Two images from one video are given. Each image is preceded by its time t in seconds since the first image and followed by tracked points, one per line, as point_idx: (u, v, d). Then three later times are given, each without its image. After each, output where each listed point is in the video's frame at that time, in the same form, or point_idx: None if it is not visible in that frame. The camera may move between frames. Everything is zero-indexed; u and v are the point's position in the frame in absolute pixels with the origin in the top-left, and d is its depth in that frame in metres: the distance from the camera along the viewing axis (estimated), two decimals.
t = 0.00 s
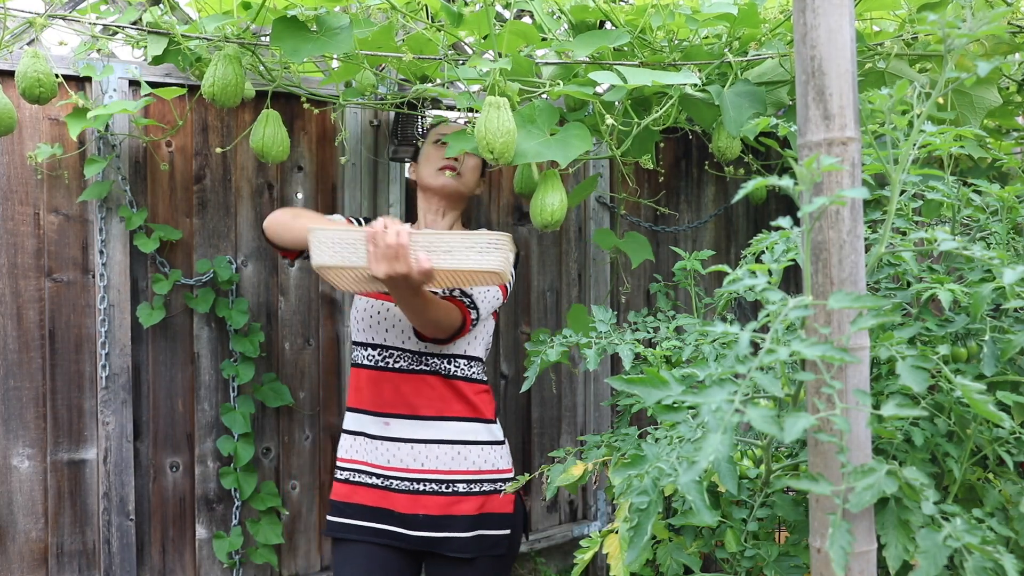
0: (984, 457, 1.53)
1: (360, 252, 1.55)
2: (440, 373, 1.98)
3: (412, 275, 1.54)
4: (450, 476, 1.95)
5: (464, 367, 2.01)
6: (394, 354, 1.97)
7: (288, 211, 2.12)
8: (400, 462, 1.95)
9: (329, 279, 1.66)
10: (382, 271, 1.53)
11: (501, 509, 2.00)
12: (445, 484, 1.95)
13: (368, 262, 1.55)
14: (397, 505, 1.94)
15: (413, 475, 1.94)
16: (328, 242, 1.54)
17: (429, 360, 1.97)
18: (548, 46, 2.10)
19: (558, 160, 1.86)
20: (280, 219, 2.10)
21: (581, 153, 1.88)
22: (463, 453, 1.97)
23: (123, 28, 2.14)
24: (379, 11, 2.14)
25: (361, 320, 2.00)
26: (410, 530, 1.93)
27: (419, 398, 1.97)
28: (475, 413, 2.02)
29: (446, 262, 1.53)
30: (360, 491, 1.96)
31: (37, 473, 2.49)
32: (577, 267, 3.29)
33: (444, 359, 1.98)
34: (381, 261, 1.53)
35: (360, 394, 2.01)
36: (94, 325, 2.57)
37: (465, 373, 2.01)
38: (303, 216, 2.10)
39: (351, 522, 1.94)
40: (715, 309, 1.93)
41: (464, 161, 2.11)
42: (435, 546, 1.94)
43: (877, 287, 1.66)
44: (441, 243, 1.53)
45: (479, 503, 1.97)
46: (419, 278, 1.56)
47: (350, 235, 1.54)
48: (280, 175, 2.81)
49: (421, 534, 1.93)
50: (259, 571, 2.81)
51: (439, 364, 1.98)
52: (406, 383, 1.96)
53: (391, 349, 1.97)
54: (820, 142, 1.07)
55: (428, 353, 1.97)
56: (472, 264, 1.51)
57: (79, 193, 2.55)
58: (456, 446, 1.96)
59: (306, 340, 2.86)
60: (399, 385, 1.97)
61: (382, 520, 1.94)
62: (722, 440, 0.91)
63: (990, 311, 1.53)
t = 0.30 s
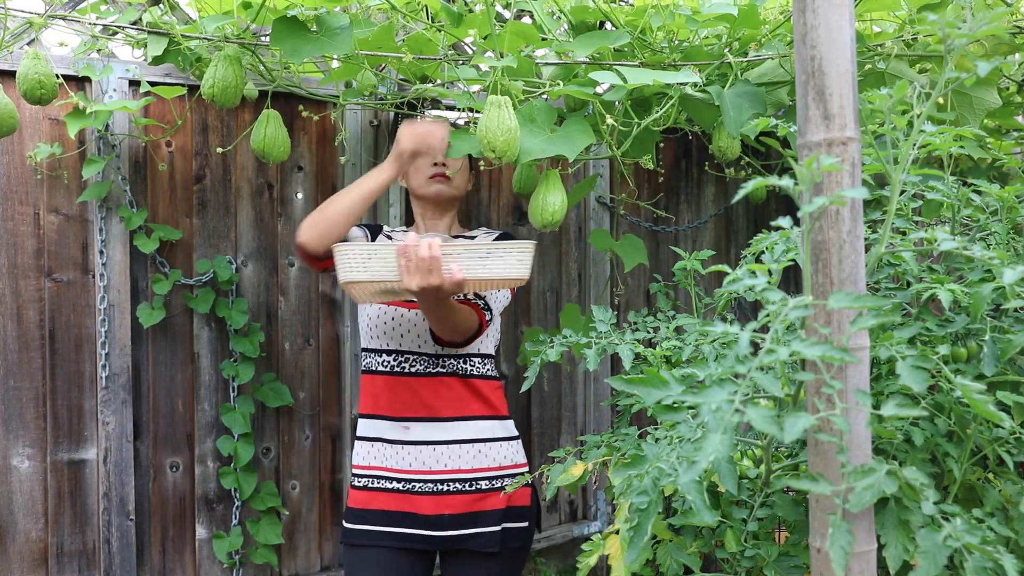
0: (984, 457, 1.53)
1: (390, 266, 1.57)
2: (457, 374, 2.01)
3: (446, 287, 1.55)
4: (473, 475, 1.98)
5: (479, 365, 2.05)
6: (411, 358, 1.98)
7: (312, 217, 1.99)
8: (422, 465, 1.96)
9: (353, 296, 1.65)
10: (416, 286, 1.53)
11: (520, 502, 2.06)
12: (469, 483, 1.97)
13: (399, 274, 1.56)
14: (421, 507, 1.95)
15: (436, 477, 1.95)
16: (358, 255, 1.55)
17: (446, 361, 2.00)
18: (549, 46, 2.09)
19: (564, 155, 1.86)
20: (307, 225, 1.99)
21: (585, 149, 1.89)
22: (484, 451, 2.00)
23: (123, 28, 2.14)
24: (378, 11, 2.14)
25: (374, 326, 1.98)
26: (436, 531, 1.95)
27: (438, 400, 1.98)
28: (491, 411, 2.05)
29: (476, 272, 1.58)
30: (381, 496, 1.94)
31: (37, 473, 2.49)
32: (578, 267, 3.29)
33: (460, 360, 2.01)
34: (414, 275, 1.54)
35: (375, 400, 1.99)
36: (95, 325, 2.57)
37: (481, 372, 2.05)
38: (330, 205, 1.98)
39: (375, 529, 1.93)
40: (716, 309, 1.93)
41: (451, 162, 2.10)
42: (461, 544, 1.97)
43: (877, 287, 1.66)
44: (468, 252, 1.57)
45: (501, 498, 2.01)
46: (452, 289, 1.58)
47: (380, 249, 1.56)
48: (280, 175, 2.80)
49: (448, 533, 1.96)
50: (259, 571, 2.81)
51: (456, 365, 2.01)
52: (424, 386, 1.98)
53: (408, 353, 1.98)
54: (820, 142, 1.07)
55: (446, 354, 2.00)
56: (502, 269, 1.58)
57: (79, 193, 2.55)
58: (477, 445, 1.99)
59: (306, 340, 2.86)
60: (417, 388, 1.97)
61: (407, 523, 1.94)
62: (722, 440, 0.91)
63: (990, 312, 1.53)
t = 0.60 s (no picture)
0: (984, 457, 1.53)
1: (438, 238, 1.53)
2: (464, 372, 2.04)
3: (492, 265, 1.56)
4: (477, 470, 2.00)
5: (484, 364, 2.08)
6: (419, 356, 1.98)
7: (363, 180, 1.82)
8: (427, 461, 1.96)
9: (384, 270, 1.59)
10: (466, 261, 1.50)
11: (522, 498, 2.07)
12: (473, 478, 1.99)
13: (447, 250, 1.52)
14: (425, 502, 1.95)
15: (441, 472, 1.97)
16: (406, 225, 1.49)
17: (454, 359, 2.02)
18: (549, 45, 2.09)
19: (562, 158, 1.86)
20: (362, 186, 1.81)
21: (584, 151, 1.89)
22: (488, 447, 2.02)
23: (123, 28, 2.13)
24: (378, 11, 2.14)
25: (384, 323, 1.97)
26: (439, 525, 1.96)
27: (444, 397, 2.00)
28: (495, 409, 2.08)
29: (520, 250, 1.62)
30: (383, 492, 1.93)
31: (37, 473, 2.49)
32: (578, 267, 3.29)
33: (467, 358, 2.04)
34: (464, 250, 1.51)
35: (380, 396, 1.98)
36: (95, 325, 2.57)
37: (485, 370, 2.08)
38: (379, 164, 1.79)
39: (377, 523, 1.92)
40: (716, 309, 1.93)
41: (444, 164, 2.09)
42: (463, 537, 1.99)
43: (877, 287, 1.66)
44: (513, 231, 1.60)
45: (503, 493, 2.03)
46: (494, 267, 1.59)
47: (427, 221, 1.52)
48: (280, 175, 2.80)
49: (451, 526, 1.97)
50: (259, 571, 2.81)
51: (463, 363, 2.03)
52: (431, 384, 1.99)
53: (416, 351, 1.98)
54: (820, 142, 1.07)
55: (454, 352, 2.02)
56: (538, 250, 1.62)
57: (79, 193, 2.55)
58: (482, 441, 2.02)
59: (306, 340, 2.86)
60: (426, 385, 1.98)
61: (410, 518, 1.94)
62: (722, 440, 0.91)
63: (991, 312, 1.53)
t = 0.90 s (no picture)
0: (984, 457, 1.53)
1: (468, 216, 1.60)
2: (454, 368, 2.04)
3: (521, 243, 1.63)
4: (462, 466, 2.00)
5: (472, 360, 2.10)
6: (410, 351, 1.98)
7: (369, 174, 1.78)
8: (414, 457, 1.95)
9: (412, 247, 1.65)
10: (499, 236, 1.56)
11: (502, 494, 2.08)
12: (458, 474, 1.99)
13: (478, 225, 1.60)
14: (409, 499, 1.93)
15: (427, 468, 1.96)
16: (438, 200, 1.56)
17: (445, 355, 2.03)
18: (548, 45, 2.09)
19: (566, 151, 1.86)
20: (369, 180, 1.77)
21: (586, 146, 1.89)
22: (473, 444, 2.03)
23: (123, 28, 2.13)
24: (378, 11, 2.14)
25: (377, 317, 1.96)
26: (423, 521, 1.95)
27: (434, 393, 1.99)
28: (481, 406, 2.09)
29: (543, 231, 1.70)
30: (367, 488, 1.90)
31: (37, 473, 2.49)
32: (578, 267, 3.28)
33: (457, 353, 2.05)
34: (497, 226, 1.57)
35: (367, 390, 1.95)
36: (95, 325, 2.57)
37: (473, 366, 2.10)
38: (383, 159, 1.75)
39: (360, 520, 1.89)
40: (716, 309, 1.93)
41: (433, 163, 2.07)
42: (446, 533, 1.98)
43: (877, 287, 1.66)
44: (538, 212, 1.68)
45: (486, 489, 2.03)
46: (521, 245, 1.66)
47: (458, 199, 1.59)
48: (280, 175, 2.80)
49: (435, 522, 1.96)
50: (259, 571, 2.81)
51: (453, 358, 2.04)
52: (422, 379, 1.98)
53: (408, 347, 1.98)
54: (820, 142, 1.07)
55: (445, 348, 2.03)
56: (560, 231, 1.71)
57: (79, 193, 2.55)
58: (467, 438, 2.02)
59: (306, 340, 2.86)
60: (416, 381, 1.97)
61: (394, 515, 1.92)
62: (722, 440, 0.91)
63: (990, 312, 1.53)
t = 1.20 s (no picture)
0: (984, 457, 1.53)
1: (466, 189, 1.64)
2: (443, 361, 2.09)
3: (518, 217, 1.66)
4: (449, 461, 2.03)
5: (460, 354, 2.14)
6: (399, 346, 2.03)
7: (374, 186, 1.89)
8: (402, 452, 1.99)
9: (409, 221, 1.68)
10: (497, 208, 1.59)
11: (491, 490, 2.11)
12: (445, 469, 2.02)
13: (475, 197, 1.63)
14: (397, 495, 1.97)
15: (415, 463, 1.99)
16: (437, 171, 1.59)
17: (433, 349, 2.07)
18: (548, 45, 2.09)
19: (556, 161, 1.86)
20: (372, 187, 1.89)
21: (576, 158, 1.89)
22: (460, 439, 2.06)
23: (123, 28, 2.13)
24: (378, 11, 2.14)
25: (363, 313, 2.02)
26: (412, 517, 1.98)
27: (422, 388, 2.04)
28: (470, 401, 2.13)
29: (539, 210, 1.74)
30: (355, 485, 1.97)
31: (37, 473, 2.49)
32: (577, 267, 3.28)
33: (446, 347, 2.09)
34: (494, 198, 1.60)
35: (356, 387, 2.01)
36: (95, 325, 2.57)
37: (461, 360, 2.14)
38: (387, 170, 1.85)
39: (348, 517, 1.96)
40: (715, 309, 1.93)
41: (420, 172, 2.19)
42: (435, 530, 2.00)
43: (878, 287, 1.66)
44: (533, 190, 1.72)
45: (474, 484, 2.06)
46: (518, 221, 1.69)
47: (455, 171, 1.62)
48: (280, 175, 2.81)
49: (422, 519, 1.99)
50: (259, 571, 2.81)
51: (442, 353, 2.08)
52: (410, 373, 2.03)
53: (396, 341, 2.03)
54: (820, 142, 1.07)
55: (433, 341, 2.07)
56: (555, 211, 1.75)
57: (79, 193, 2.55)
58: (454, 433, 2.05)
59: (306, 340, 2.86)
60: (403, 376, 2.02)
61: (381, 511, 1.96)
62: (722, 440, 0.91)
63: (991, 312, 1.53)
